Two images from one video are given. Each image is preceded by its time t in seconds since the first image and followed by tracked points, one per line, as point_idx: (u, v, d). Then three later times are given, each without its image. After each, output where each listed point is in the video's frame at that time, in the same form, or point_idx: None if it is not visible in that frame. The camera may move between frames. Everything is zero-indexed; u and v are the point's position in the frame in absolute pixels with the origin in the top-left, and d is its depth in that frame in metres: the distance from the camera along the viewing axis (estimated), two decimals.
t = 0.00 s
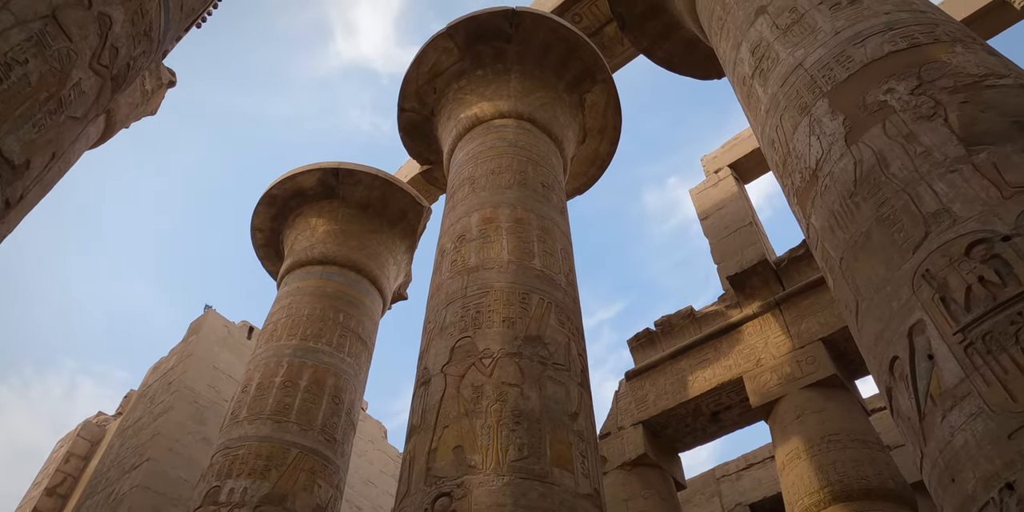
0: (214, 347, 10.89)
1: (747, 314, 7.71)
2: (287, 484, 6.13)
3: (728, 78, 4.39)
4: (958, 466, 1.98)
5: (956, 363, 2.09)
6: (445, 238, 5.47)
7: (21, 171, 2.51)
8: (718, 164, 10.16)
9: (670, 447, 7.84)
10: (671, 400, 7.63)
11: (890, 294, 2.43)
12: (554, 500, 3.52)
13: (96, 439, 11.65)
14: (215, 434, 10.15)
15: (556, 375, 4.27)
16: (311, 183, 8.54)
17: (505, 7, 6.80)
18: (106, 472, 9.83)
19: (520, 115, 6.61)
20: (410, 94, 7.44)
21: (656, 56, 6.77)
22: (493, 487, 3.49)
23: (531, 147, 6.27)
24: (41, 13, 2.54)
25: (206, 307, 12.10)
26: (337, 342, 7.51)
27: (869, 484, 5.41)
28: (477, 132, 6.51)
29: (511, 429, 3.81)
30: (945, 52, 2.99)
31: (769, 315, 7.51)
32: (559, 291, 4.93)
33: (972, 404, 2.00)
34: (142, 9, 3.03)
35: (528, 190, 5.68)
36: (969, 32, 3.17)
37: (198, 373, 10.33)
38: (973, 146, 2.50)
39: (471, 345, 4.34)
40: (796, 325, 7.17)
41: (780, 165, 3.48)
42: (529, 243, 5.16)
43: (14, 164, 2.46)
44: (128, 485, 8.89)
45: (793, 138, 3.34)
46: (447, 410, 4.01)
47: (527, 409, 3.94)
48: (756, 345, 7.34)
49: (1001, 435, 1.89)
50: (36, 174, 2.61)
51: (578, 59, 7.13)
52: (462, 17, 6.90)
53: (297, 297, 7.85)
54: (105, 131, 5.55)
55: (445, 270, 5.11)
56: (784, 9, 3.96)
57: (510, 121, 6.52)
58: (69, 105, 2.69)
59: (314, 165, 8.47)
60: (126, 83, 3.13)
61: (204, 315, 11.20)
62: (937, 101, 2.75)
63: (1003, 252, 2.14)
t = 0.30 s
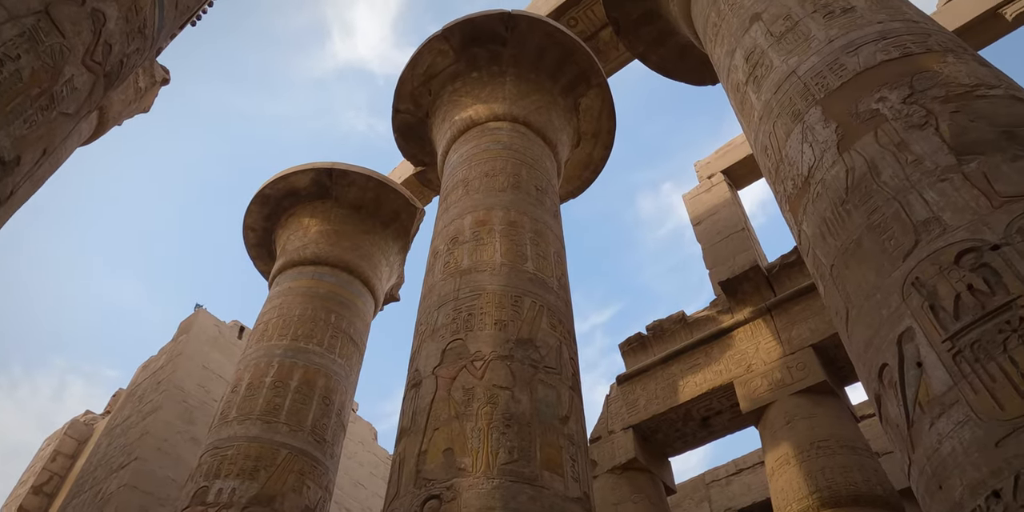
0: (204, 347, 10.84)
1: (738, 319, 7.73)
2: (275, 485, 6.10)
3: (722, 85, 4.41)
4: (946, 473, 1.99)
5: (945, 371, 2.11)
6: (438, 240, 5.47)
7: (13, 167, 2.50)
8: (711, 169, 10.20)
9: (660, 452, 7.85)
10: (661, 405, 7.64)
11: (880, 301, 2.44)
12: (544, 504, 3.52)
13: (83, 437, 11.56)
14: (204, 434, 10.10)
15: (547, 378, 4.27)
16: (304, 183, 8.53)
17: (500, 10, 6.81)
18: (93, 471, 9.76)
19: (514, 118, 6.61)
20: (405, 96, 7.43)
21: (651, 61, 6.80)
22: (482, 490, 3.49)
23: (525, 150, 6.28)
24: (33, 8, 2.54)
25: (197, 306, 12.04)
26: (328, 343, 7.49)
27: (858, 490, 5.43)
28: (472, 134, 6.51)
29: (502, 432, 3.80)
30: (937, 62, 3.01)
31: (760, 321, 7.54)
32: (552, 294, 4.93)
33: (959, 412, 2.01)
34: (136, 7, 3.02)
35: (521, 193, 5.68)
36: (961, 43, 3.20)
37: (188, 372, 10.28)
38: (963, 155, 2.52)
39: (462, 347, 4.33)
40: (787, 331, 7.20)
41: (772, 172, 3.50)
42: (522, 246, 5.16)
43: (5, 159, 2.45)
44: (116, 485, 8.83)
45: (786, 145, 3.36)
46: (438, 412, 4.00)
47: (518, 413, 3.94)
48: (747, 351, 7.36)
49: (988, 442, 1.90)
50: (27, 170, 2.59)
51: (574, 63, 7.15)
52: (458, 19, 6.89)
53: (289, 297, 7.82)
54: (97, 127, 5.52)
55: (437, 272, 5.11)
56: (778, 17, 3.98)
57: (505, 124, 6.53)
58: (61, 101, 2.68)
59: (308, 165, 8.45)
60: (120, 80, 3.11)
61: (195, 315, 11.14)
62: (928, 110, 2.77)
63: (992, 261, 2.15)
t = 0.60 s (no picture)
0: (193, 346, 10.78)
1: (728, 325, 7.75)
2: (263, 486, 6.07)
3: (716, 91, 4.43)
4: (932, 480, 2.00)
5: (932, 379, 2.12)
6: (430, 241, 5.47)
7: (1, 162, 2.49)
8: (704, 175, 10.24)
9: (649, 456, 7.86)
10: (651, 409, 7.66)
11: (869, 309, 2.46)
12: (532, 507, 3.52)
13: (69, 436, 11.48)
14: (191, 433, 10.05)
15: (537, 381, 4.27)
16: (297, 183, 8.51)
17: (496, 13, 6.81)
18: (78, 469, 9.69)
19: (508, 121, 6.62)
20: (399, 97, 7.43)
21: (646, 66, 6.82)
22: (470, 493, 3.48)
23: (518, 153, 6.28)
24: (25, 3, 2.52)
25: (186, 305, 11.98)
26: (318, 344, 7.47)
27: (845, 496, 5.45)
28: (466, 136, 6.52)
29: (491, 435, 3.80)
30: (928, 72, 3.04)
31: (750, 326, 7.56)
32: (543, 297, 4.94)
33: (946, 420, 2.02)
34: (130, 3, 3.01)
35: (514, 196, 5.69)
36: (952, 54, 3.22)
37: (176, 371, 10.23)
38: (953, 165, 2.54)
39: (452, 349, 4.33)
40: (777, 337, 7.22)
41: (764, 179, 3.51)
42: (514, 249, 5.16)
43: None
44: (101, 483, 8.77)
45: (778, 152, 3.38)
46: (428, 414, 4.00)
47: (507, 415, 3.94)
48: (737, 357, 7.39)
49: (974, 450, 1.91)
50: (16, 166, 2.58)
51: (568, 66, 7.16)
52: (454, 21, 6.89)
53: (279, 297, 7.80)
54: (88, 124, 5.49)
55: (429, 273, 5.11)
56: (772, 24, 4.00)
57: (498, 126, 6.54)
58: (52, 97, 2.67)
59: (300, 165, 8.43)
60: (112, 76, 3.10)
61: (184, 313, 11.09)
62: (919, 120, 2.79)
63: (980, 271, 2.17)
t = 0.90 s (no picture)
0: (181, 344, 10.72)
1: (718, 330, 7.78)
2: (249, 486, 6.04)
3: (708, 97, 4.45)
4: (917, 488, 2.01)
5: (918, 387, 2.13)
6: (422, 243, 5.46)
7: None
8: (695, 181, 10.28)
9: (637, 461, 7.87)
10: (640, 413, 7.67)
11: (857, 316, 2.47)
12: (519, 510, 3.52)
13: (54, 433, 11.39)
14: (178, 432, 9.98)
15: (526, 384, 4.27)
16: (289, 182, 8.48)
17: (491, 16, 6.82)
18: (63, 467, 9.61)
19: (502, 124, 6.63)
20: (393, 98, 7.41)
21: (639, 71, 6.84)
22: (458, 495, 3.48)
23: (511, 155, 6.29)
24: None
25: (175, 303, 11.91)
26: (307, 344, 7.44)
27: (831, 503, 5.48)
28: (459, 138, 6.51)
29: (480, 437, 3.80)
30: (918, 83, 3.06)
31: (740, 332, 7.59)
32: (534, 301, 4.94)
33: (932, 428, 2.03)
34: None
35: (507, 198, 5.69)
36: (942, 65, 3.25)
37: (164, 369, 10.17)
38: (941, 175, 2.56)
39: (442, 351, 4.32)
40: (766, 343, 7.25)
41: (755, 186, 3.53)
42: (505, 252, 5.16)
43: None
44: (86, 482, 8.71)
45: (769, 160, 3.40)
46: (416, 416, 3.99)
47: (496, 418, 3.94)
48: (726, 362, 7.41)
49: (958, 459, 1.92)
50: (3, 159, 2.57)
51: (562, 70, 7.18)
52: (449, 23, 6.89)
53: (269, 296, 7.77)
54: (79, 119, 5.45)
55: (420, 275, 5.10)
56: (765, 32, 4.03)
57: (492, 129, 6.54)
58: (42, 92, 2.65)
59: (292, 164, 8.41)
60: (103, 72, 3.08)
61: (173, 311, 11.03)
62: (909, 130, 2.81)
63: (967, 280, 2.19)
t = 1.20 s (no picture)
0: (168, 341, 10.65)
1: (707, 336, 7.80)
2: (234, 485, 6.01)
3: (701, 104, 4.47)
4: (900, 496, 2.02)
5: (903, 395, 2.15)
6: (412, 244, 5.46)
7: None
8: (686, 187, 10.32)
9: (624, 465, 7.88)
10: (628, 418, 7.68)
11: (844, 324, 2.49)
12: None
13: (37, 429, 11.28)
14: (163, 430, 9.91)
15: (515, 387, 4.27)
16: (280, 180, 8.45)
17: (486, 18, 6.83)
18: (45, 464, 9.52)
19: (494, 126, 6.63)
20: (386, 98, 7.40)
21: (633, 76, 6.87)
22: (444, 497, 3.47)
23: (502, 158, 6.29)
24: None
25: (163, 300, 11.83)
26: (295, 343, 7.41)
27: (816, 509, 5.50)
28: (451, 139, 6.51)
29: (467, 439, 3.80)
30: (908, 93, 3.09)
31: (728, 338, 7.62)
32: (523, 304, 4.94)
33: (916, 436, 2.05)
34: None
35: (498, 201, 5.69)
36: (931, 76, 3.28)
37: (150, 366, 10.10)
38: (929, 185, 2.58)
39: (431, 352, 4.32)
40: (754, 350, 7.28)
41: (746, 192, 3.55)
42: (496, 254, 5.16)
43: None
44: (68, 479, 8.63)
45: (760, 167, 3.42)
46: (403, 417, 3.98)
47: (484, 421, 3.94)
48: (714, 368, 7.44)
49: (942, 467, 1.93)
50: None
51: (556, 74, 7.19)
52: (443, 25, 6.89)
53: (258, 294, 7.74)
54: (69, 113, 5.41)
55: (410, 276, 5.09)
56: (757, 40, 4.05)
57: (484, 131, 6.54)
58: (31, 85, 2.63)
59: (283, 162, 8.38)
60: (94, 66, 3.06)
61: (160, 308, 10.96)
62: (898, 140, 2.83)
63: (953, 290, 2.21)
